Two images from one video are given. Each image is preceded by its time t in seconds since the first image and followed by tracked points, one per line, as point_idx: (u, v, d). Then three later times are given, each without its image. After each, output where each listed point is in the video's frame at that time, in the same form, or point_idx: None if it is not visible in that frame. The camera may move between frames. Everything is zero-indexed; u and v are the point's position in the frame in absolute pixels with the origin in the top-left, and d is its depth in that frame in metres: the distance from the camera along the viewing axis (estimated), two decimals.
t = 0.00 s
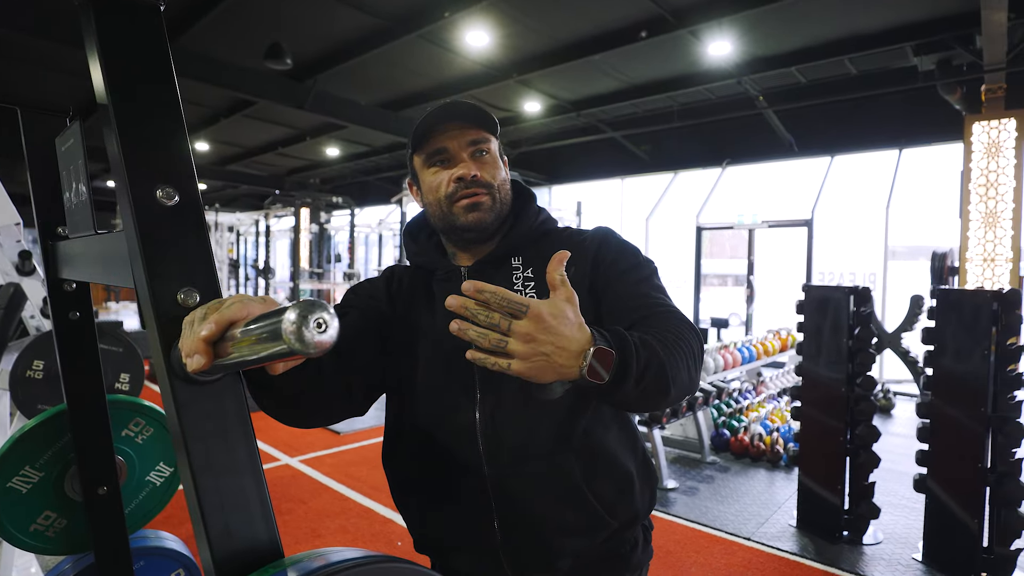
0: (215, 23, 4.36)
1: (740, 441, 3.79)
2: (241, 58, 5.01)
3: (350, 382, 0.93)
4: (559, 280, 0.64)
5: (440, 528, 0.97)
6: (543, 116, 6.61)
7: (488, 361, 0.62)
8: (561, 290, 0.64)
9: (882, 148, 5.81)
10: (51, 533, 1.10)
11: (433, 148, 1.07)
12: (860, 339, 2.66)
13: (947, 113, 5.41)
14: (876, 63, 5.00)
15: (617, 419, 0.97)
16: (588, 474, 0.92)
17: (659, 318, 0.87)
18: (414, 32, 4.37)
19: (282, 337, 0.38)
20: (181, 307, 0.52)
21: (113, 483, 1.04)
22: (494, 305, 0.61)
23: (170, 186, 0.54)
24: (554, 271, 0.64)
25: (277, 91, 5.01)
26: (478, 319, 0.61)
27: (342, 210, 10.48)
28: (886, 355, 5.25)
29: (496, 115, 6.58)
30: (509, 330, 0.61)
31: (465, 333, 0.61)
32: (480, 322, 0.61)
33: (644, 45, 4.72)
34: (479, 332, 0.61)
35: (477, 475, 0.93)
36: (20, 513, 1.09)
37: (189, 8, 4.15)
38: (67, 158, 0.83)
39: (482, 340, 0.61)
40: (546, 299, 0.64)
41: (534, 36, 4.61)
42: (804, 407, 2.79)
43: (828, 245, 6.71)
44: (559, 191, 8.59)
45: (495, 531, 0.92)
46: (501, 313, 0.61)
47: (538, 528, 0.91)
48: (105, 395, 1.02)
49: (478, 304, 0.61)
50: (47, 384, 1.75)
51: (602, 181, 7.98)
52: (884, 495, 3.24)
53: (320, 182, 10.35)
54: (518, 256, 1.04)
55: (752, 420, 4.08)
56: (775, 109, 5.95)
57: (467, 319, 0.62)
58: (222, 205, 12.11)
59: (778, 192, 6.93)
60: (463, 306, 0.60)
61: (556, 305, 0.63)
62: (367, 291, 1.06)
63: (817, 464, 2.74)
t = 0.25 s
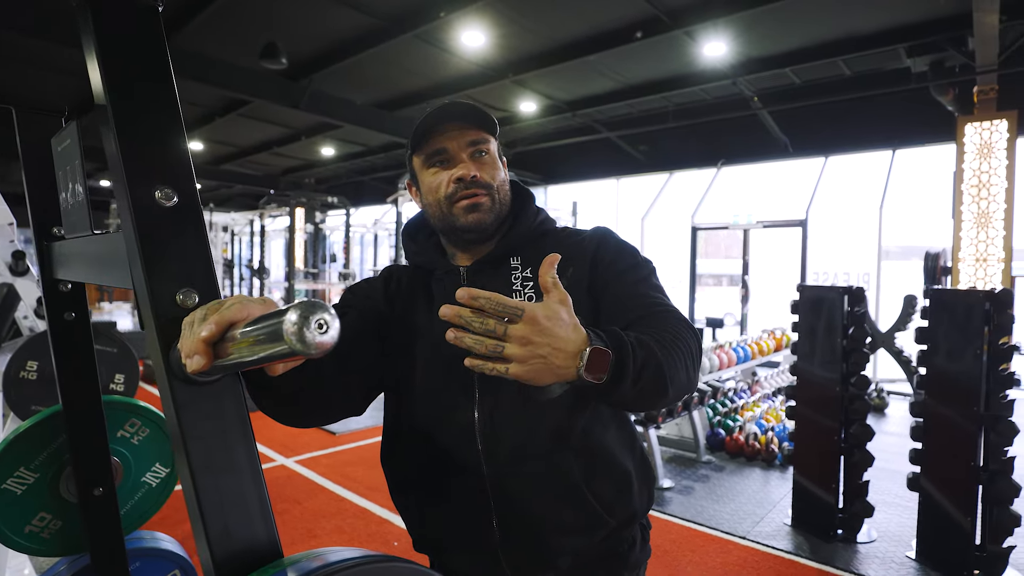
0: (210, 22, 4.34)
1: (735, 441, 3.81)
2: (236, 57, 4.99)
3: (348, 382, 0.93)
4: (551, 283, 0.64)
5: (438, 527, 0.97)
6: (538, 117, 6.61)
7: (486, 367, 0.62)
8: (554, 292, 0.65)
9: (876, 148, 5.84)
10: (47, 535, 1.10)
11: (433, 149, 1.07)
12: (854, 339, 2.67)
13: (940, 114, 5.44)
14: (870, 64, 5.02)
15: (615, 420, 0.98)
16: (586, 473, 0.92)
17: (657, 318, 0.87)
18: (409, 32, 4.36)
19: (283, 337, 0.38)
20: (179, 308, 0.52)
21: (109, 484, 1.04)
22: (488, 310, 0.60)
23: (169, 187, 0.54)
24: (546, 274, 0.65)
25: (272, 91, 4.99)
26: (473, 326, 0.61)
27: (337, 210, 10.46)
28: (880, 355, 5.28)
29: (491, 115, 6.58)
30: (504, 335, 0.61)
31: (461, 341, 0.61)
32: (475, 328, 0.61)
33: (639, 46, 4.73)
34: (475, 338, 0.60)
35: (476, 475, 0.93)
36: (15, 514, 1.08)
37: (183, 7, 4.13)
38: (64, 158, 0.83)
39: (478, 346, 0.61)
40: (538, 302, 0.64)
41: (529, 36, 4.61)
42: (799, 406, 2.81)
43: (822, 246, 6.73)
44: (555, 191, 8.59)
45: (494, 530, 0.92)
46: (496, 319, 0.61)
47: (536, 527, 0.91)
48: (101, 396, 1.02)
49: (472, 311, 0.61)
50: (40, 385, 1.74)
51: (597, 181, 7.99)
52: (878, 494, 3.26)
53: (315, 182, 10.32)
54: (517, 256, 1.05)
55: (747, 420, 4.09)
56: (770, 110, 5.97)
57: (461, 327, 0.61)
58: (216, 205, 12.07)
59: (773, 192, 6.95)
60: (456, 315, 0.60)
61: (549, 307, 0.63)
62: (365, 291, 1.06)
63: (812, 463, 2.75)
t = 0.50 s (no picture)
0: (205, 21, 4.32)
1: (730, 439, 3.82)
2: (230, 56, 4.98)
3: (348, 379, 0.93)
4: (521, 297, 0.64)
5: (437, 524, 0.98)
6: (533, 116, 6.62)
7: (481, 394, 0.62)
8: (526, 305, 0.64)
9: (870, 148, 5.87)
10: (43, 534, 1.10)
11: (434, 149, 1.07)
12: (848, 337, 2.69)
13: (933, 114, 5.48)
14: (863, 64, 5.05)
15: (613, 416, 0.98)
16: (585, 469, 0.92)
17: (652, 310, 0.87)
18: (404, 32, 4.36)
19: (285, 333, 0.38)
20: (179, 306, 0.52)
21: (105, 484, 1.04)
22: (467, 338, 0.60)
23: (169, 185, 0.54)
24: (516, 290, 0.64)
25: (267, 90, 4.98)
26: (459, 358, 0.61)
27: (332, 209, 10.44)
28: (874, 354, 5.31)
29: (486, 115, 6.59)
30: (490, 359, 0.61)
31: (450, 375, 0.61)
32: (461, 358, 0.61)
33: (635, 46, 4.74)
34: (463, 369, 0.61)
35: (474, 472, 0.93)
36: (11, 514, 1.08)
37: (178, 6, 4.12)
38: (62, 156, 0.83)
39: (468, 376, 0.61)
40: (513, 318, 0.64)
41: (525, 36, 4.62)
42: (794, 404, 2.82)
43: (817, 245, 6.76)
44: (550, 191, 8.60)
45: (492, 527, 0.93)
46: (476, 345, 0.61)
47: (535, 524, 0.92)
48: (97, 396, 1.01)
49: (453, 342, 0.61)
50: (35, 386, 1.74)
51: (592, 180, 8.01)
52: (873, 492, 3.28)
53: (310, 181, 10.30)
54: (516, 253, 1.05)
55: (742, 418, 4.11)
56: (764, 109, 6.00)
57: (448, 361, 0.62)
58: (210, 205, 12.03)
59: (767, 192, 6.98)
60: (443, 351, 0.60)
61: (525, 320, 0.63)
62: (365, 289, 1.06)
63: (807, 461, 2.77)
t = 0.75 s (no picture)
0: (200, 19, 4.31)
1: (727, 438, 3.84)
2: (226, 55, 4.96)
3: (348, 379, 0.93)
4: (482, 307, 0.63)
5: (436, 524, 0.98)
6: (530, 116, 6.62)
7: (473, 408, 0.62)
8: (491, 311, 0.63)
9: (865, 147, 5.89)
10: (40, 534, 1.09)
11: (434, 153, 1.05)
12: (844, 336, 2.71)
13: (928, 114, 5.51)
14: (859, 64, 5.07)
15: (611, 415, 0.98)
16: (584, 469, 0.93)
17: (642, 307, 0.87)
18: (401, 31, 4.36)
19: (286, 331, 0.38)
20: (179, 306, 0.52)
21: (103, 483, 1.04)
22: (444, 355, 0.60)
23: (168, 184, 0.54)
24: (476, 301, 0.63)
25: (263, 88, 4.96)
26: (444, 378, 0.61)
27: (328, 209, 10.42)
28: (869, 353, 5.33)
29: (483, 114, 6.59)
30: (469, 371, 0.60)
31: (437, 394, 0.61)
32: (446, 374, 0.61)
33: (631, 45, 4.75)
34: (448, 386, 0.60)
35: (474, 472, 0.94)
36: (8, 515, 1.08)
37: (173, 5, 4.10)
38: (60, 156, 0.83)
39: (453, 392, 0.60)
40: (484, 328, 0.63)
41: (521, 35, 4.62)
42: (790, 403, 2.83)
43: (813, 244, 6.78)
44: (547, 190, 8.60)
45: (492, 526, 0.93)
46: (453, 361, 0.60)
47: (535, 523, 0.92)
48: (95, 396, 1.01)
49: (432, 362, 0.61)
50: (31, 386, 1.73)
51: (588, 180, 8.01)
52: (868, 491, 3.29)
53: (305, 180, 10.28)
54: (514, 254, 1.05)
55: (738, 417, 4.12)
56: (760, 109, 6.01)
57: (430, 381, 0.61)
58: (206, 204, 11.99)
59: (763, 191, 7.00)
60: (429, 376, 0.60)
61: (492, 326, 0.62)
62: (364, 288, 1.07)
63: (803, 459, 2.78)
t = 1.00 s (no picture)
0: (196, 18, 4.29)
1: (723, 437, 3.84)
2: (222, 53, 4.95)
3: (347, 380, 0.93)
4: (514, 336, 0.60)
5: (436, 524, 0.98)
6: (527, 115, 6.62)
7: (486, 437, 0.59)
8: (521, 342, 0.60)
9: (861, 147, 5.91)
10: (35, 535, 1.09)
11: (415, 159, 1.04)
12: (840, 336, 2.71)
13: (922, 114, 5.53)
14: (855, 64, 5.09)
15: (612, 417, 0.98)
16: (584, 469, 0.93)
17: (651, 316, 0.88)
18: (398, 30, 4.35)
19: (285, 330, 0.38)
20: (176, 305, 0.52)
21: (98, 484, 1.03)
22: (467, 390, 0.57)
23: (164, 182, 0.54)
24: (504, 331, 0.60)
25: (259, 88, 4.95)
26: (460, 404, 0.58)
27: (324, 208, 10.40)
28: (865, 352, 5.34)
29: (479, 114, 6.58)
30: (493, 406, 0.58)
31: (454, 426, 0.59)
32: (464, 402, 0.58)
33: (628, 45, 4.75)
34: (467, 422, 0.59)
35: (473, 471, 0.94)
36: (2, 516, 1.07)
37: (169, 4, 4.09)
38: (55, 155, 0.82)
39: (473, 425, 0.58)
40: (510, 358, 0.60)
41: (519, 34, 4.62)
42: (787, 402, 2.84)
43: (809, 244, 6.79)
44: (543, 190, 8.60)
45: (491, 527, 0.93)
46: (477, 396, 0.58)
47: (534, 523, 0.92)
48: (90, 397, 1.01)
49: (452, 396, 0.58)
50: (26, 386, 1.72)
51: (585, 179, 8.02)
52: (865, 489, 3.30)
53: (301, 180, 10.24)
54: (515, 254, 1.04)
55: (735, 416, 4.13)
56: (756, 109, 6.02)
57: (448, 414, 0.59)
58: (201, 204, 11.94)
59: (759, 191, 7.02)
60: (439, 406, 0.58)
61: (522, 358, 0.59)
62: (362, 287, 1.06)
63: (800, 458, 2.78)
